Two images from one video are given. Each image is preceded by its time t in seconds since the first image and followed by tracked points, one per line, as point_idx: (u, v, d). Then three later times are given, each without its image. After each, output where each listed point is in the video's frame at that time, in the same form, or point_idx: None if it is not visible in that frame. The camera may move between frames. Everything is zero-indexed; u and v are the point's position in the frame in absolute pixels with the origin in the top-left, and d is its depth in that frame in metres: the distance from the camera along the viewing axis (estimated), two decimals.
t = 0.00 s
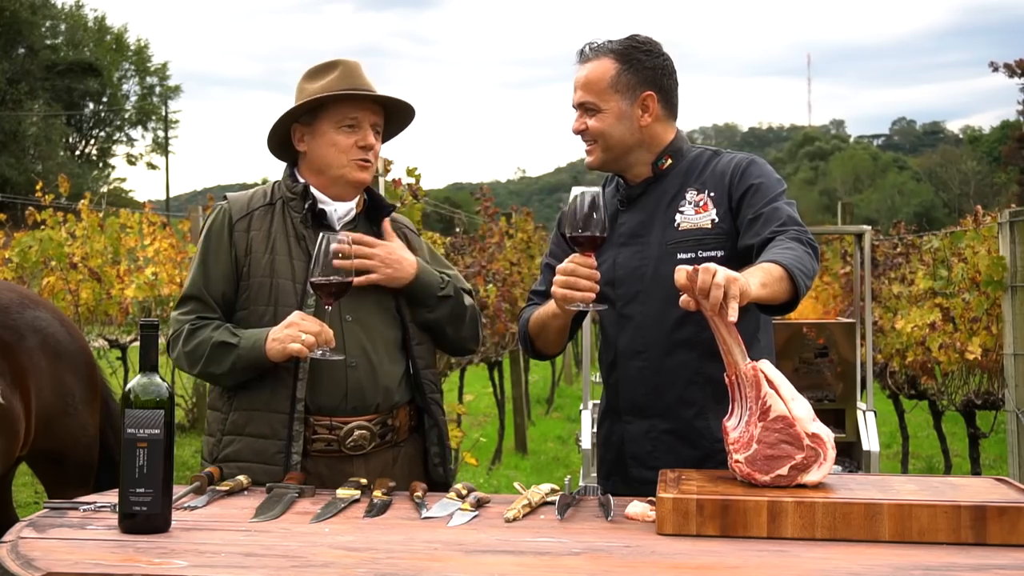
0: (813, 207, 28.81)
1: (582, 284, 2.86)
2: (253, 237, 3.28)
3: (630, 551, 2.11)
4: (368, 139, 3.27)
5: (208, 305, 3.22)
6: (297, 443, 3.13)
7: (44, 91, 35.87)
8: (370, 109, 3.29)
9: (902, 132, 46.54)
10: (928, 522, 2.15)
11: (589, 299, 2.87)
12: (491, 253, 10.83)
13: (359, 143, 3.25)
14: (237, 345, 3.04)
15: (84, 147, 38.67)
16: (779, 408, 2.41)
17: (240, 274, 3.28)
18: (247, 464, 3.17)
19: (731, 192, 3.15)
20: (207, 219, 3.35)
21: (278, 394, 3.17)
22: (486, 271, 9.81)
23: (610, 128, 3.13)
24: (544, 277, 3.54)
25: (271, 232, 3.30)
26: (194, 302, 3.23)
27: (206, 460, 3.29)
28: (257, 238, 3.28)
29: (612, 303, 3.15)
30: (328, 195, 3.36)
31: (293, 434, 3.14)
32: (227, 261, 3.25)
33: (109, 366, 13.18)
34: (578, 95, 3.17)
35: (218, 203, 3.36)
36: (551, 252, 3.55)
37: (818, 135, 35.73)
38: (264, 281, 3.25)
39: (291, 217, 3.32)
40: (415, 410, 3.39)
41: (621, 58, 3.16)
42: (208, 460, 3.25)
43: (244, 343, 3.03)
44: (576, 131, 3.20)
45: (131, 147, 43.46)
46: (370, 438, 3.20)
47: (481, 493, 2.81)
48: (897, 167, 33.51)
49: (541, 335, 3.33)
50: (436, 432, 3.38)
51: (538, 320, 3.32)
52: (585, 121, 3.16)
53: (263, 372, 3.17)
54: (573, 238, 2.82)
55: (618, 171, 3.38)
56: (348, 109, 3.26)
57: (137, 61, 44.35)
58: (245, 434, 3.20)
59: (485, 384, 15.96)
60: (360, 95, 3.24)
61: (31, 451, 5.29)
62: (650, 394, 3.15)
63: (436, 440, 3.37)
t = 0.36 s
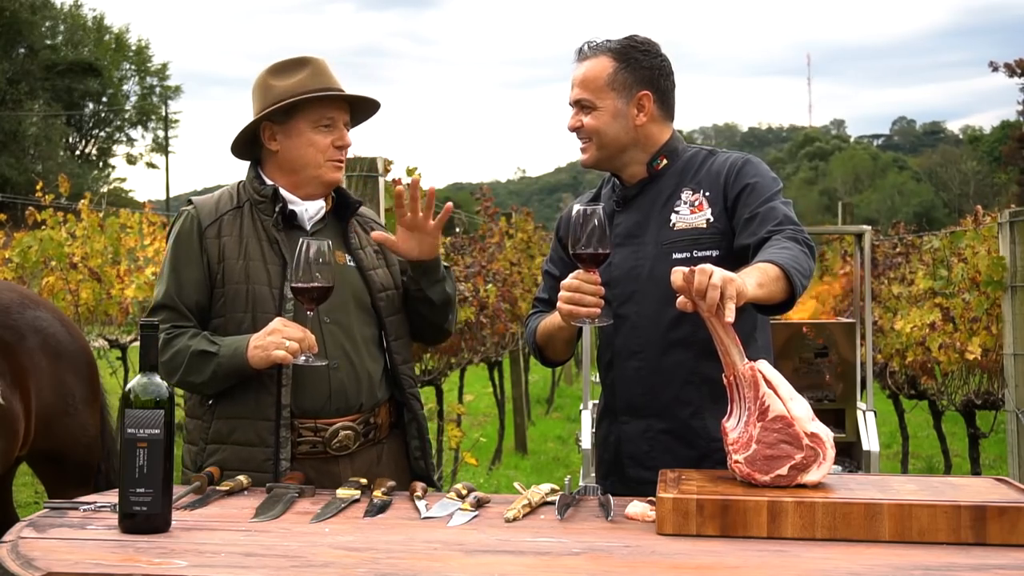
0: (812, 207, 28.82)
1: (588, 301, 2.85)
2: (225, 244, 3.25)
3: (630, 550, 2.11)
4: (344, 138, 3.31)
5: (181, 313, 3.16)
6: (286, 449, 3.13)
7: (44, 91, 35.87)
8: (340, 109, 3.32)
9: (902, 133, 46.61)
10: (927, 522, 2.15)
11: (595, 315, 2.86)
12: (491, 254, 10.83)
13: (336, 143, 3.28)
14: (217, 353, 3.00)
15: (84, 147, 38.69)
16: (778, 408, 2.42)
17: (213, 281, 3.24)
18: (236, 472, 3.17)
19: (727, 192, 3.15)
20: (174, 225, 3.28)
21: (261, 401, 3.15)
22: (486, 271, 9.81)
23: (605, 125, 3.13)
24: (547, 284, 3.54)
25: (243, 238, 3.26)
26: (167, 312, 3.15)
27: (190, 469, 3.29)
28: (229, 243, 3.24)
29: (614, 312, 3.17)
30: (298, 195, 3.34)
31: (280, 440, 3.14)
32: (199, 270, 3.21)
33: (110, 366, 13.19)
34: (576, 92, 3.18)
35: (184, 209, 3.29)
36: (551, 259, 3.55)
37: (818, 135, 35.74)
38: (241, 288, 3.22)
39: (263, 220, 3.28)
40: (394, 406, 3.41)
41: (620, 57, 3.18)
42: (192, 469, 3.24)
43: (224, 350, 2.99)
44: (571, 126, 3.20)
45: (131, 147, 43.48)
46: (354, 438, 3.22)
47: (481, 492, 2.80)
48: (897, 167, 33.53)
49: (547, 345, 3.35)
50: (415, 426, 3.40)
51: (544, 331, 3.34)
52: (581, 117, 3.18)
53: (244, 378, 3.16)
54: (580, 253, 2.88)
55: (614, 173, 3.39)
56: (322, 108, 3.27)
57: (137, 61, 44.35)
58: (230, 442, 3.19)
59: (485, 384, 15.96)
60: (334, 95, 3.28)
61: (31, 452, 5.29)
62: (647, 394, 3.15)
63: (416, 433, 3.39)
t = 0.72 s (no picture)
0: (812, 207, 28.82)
1: (586, 298, 2.87)
2: (217, 247, 3.22)
3: (629, 551, 2.11)
4: (330, 134, 3.31)
5: (171, 317, 3.11)
6: (288, 452, 3.14)
7: (44, 91, 35.87)
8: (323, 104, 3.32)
9: (902, 133, 46.65)
10: (927, 522, 2.15)
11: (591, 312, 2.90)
12: (491, 254, 10.82)
13: (324, 139, 3.28)
14: (213, 357, 2.96)
15: (84, 147, 38.71)
16: (778, 408, 2.42)
17: (204, 285, 3.21)
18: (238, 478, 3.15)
19: (723, 190, 3.14)
20: (159, 226, 3.22)
21: (261, 406, 3.13)
22: (486, 272, 9.81)
23: (607, 116, 3.14)
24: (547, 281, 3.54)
25: (234, 241, 3.24)
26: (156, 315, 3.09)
27: (181, 473, 3.21)
28: (221, 247, 3.22)
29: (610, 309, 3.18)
30: (284, 191, 3.33)
31: (282, 444, 3.13)
32: (191, 274, 3.17)
33: (110, 366, 13.20)
34: (585, 82, 3.20)
35: (169, 210, 3.22)
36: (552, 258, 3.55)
37: (818, 136, 35.74)
38: (235, 292, 3.21)
39: (253, 222, 3.26)
40: (383, 400, 3.46)
41: (633, 53, 3.20)
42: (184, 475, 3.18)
43: (222, 354, 2.94)
44: (575, 115, 3.22)
45: (131, 147, 43.48)
46: (351, 436, 3.24)
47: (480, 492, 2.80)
48: (897, 167, 33.52)
49: (548, 343, 3.35)
50: (405, 418, 3.45)
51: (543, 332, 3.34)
52: (585, 107, 3.19)
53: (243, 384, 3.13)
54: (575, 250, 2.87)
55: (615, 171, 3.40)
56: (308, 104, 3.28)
57: (138, 61, 44.35)
58: (229, 447, 3.16)
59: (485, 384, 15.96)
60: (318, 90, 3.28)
61: (31, 452, 5.28)
62: (640, 392, 3.15)
63: (406, 426, 3.44)
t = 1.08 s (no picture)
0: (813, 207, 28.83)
1: (587, 295, 2.91)
2: (232, 250, 3.20)
3: (630, 551, 2.11)
4: (344, 147, 3.31)
5: (185, 316, 3.08)
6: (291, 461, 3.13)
7: (44, 91, 35.87)
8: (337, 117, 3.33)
9: (901, 133, 46.67)
10: (927, 522, 2.15)
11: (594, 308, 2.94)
12: (491, 254, 10.82)
13: (338, 151, 3.29)
14: (233, 355, 2.91)
15: (84, 147, 38.71)
16: (779, 408, 2.41)
17: (216, 287, 3.19)
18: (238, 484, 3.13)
19: (730, 192, 3.11)
20: (173, 223, 3.17)
21: (268, 413, 3.12)
22: (487, 272, 9.81)
23: (620, 112, 3.13)
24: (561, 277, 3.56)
25: (248, 245, 3.23)
26: (170, 313, 3.06)
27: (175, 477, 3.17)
28: (236, 250, 3.21)
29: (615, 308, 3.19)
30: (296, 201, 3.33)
31: (285, 452, 3.13)
32: (206, 275, 3.15)
33: (110, 366, 13.21)
34: (602, 76, 3.20)
35: (184, 208, 3.19)
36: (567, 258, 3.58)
37: (818, 136, 35.74)
38: (247, 297, 3.20)
39: (266, 231, 3.27)
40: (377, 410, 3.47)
41: (653, 50, 3.18)
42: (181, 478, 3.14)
43: (241, 352, 2.90)
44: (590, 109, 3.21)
45: (131, 147, 43.49)
46: (347, 438, 3.28)
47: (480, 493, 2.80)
48: (897, 167, 33.51)
49: (559, 338, 3.34)
50: (399, 428, 3.44)
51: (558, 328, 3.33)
52: (601, 101, 3.18)
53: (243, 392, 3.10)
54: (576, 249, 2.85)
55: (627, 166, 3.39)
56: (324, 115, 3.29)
57: (137, 61, 44.35)
58: (230, 452, 3.14)
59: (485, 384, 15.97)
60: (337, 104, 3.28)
61: (30, 452, 5.28)
62: (639, 391, 3.15)
63: (400, 436, 3.43)
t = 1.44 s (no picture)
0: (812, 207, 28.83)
1: (615, 289, 3.02)
2: (232, 233, 3.22)
3: (629, 551, 2.11)
4: (344, 142, 3.29)
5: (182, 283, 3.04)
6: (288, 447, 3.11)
7: (44, 91, 35.86)
8: (340, 110, 3.31)
9: (902, 133, 46.77)
10: (927, 522, 2.15)
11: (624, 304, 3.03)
12: (491, 254, 10.82)
13: (337, 145, 3.27)
14: (229, 311, 2.84)
15: (84, 147, 38.72)
16: (783, 407, 2.42)
17: (216, 270, 3.21)
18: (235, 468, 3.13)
19: (765, 196, 3.02)
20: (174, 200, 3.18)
21: (266, 399, 3.11)
22: (487, 272, 9.82)
23: (660, 102, 3.09)
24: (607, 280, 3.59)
25: (248, 229, 3.24)
26: (167, 278, 3.03)
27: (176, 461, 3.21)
28: (237, 234, 3.22)
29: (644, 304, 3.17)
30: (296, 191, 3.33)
31: (282, 439, 3.11)
32: (203, 248, 3.14)
33: (109, 366, 13.21)
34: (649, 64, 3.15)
35: (186, 187, 3.21)
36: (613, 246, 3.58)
37: (817, 136, 35.75)
38: (246, 281, 3.22)
39: (267, 215, 3.26)
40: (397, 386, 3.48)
41: (701, 41, 3.11)
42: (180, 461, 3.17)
43: (236, 309, 2.83)
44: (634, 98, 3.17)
45: (131, 147, 43.51)
46: (344, 437, 3.27)
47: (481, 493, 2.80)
48: (897, 167, 33.54)
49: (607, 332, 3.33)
50: (421, 404, 3.45)
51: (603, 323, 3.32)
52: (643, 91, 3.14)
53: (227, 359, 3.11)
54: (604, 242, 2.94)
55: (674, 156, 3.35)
56: (324, 109, 3.27)
57: (137, 61, 44.35)
58: (228, 437, 3.14)
59: (485, 384, 15.97)
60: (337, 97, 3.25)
61: (31, 451, 5.28)
62: (659, 390, 3.16)
63: (423, 411, 3.44)
